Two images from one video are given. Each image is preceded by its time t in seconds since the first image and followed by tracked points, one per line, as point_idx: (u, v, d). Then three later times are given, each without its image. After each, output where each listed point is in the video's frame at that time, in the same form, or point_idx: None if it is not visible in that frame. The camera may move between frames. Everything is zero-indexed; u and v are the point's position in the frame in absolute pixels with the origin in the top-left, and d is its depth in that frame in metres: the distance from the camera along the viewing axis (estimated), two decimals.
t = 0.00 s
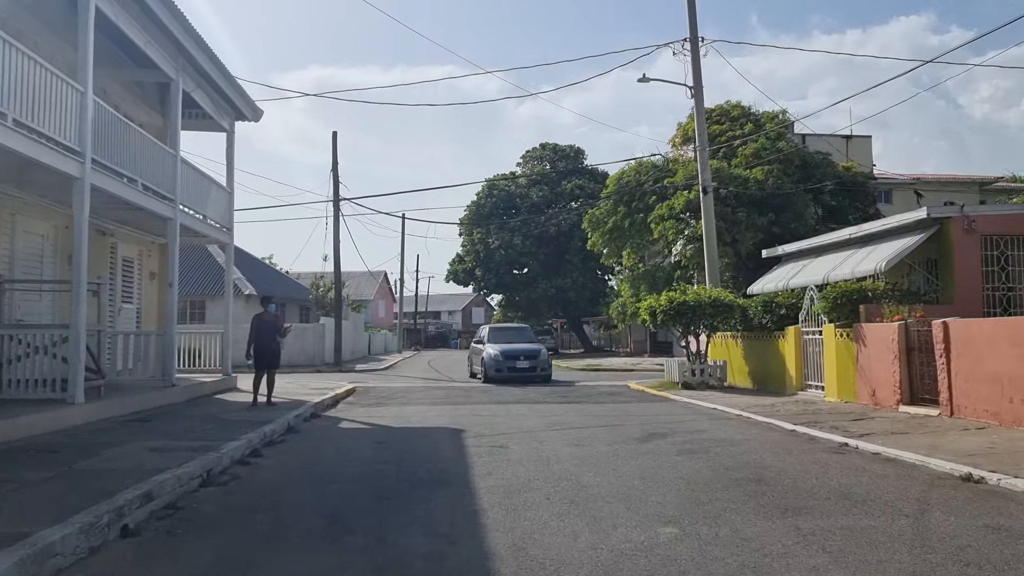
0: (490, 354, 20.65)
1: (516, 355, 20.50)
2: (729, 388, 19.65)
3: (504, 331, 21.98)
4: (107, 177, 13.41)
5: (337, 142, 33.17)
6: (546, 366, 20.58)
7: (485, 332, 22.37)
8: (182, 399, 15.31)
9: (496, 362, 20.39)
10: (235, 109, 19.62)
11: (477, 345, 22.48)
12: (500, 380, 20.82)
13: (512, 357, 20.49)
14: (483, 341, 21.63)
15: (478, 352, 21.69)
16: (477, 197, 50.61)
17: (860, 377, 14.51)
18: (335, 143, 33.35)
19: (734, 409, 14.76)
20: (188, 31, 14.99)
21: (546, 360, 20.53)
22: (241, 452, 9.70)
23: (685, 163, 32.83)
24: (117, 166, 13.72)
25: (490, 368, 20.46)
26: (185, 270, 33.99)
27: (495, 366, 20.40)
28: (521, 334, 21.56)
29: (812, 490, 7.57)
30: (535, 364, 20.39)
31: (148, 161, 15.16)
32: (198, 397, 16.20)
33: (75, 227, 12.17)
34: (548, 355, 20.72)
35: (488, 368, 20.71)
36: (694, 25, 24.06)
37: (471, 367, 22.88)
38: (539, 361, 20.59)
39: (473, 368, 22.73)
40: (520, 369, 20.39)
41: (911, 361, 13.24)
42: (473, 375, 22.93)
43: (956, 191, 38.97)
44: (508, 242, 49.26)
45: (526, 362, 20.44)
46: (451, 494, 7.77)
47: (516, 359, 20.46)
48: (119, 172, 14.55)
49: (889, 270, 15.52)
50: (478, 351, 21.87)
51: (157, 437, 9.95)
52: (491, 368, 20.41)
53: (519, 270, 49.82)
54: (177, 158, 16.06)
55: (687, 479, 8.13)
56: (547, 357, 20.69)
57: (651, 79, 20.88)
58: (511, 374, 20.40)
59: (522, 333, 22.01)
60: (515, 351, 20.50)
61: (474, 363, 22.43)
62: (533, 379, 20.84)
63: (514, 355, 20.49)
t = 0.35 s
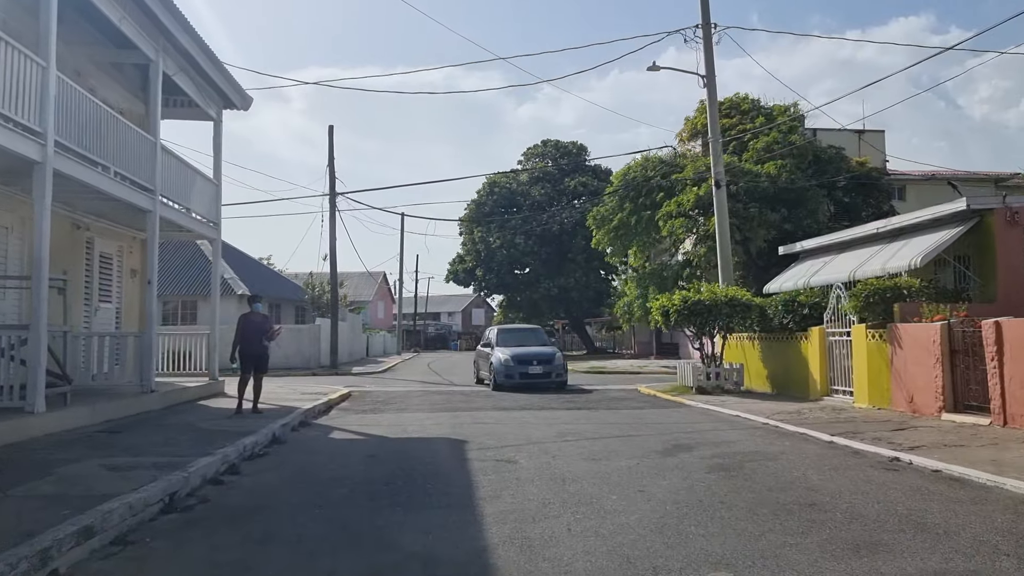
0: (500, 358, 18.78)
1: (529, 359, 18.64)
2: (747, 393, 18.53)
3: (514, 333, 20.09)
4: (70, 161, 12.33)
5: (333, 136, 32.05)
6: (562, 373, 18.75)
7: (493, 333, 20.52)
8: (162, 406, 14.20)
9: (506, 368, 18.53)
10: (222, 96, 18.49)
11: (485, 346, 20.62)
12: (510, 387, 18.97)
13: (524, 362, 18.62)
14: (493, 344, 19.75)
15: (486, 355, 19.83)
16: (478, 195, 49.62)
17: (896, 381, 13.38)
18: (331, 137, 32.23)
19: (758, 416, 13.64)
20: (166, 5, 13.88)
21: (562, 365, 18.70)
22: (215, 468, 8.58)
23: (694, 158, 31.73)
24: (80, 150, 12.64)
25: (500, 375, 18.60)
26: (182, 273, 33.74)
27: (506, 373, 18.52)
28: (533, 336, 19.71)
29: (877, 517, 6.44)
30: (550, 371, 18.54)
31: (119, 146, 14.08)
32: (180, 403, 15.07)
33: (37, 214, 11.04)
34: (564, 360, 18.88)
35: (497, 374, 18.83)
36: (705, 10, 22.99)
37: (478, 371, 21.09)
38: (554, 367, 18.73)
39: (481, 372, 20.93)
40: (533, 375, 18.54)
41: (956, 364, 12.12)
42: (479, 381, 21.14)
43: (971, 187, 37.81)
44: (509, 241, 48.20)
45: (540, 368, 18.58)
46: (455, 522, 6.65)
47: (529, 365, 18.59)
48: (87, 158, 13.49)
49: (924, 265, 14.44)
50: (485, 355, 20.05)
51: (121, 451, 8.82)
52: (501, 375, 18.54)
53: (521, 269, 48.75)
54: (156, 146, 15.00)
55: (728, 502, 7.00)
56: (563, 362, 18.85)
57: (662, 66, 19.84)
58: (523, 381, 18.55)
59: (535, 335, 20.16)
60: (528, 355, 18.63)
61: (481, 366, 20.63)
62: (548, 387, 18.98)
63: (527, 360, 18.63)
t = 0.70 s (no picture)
0: (513, 363, 16.83)
1: (546, 365, 16.68)
2: (768, 398, 17.41)
3: (527, 333, 18.11)
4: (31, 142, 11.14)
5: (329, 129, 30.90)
6: (581, 380, 16.81)
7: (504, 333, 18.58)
8: (140, 412, 13.09)
9: (522, 375, 16.57)
10: (209, 81, 17.35)
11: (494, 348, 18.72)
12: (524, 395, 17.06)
13: (540, 367, 16.66)
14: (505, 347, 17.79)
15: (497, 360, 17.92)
16: (479, 193, 48.59)
17: (939, 386, 12.27)
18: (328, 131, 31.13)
19: (788, 424, 12.54)
20: None
21: (581, 371, 16.76)
22: (184, 488, 7.46)
23: (704, 153, 30.63)
24: (42, 130, 11.43)
25: (514, 383, 16.66)
26: (179, 272, 32.79)
27: (519, 380, 16.56)
28: (548, 337, 17.78)
29: (975, 558, 5.28)
30: (568, 377, 16.59)
31: (94, 131, 12.96)
32: (161, 409, 13.96)
33: None
34: (583, 365, 16.93)
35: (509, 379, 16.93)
36: None
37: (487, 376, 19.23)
38: (573, 374, 16.79)
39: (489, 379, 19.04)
40: (550, 383, 16.59)
41: (1010, 367, 11.01)
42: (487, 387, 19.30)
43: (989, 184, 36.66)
44: (511, 239, 47.09)
45: (557, 374, 16.65)
46: (460, 560, 5.51)
47: (545, 371, 16.64)
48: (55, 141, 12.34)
49: (968, 259, 13.34)
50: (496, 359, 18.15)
51: (77, 469, 7.70)
52: (514, 382, 16.60)
53: (523, 269, 47.67)
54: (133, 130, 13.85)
55: (786, 536, 5.87)
56: (582, 367, 16.90)
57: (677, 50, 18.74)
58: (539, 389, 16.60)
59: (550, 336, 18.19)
60: (544, 361, 16.67)
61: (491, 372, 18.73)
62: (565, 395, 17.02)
63: (544, 366, 16.67)
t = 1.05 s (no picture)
0: (530, 367, 15.12)
1: (567, 369, 14.96)
2: (792, 402, 16.30)
3: (545, 334, 16.42)
4: None
5: (326, 122, 29.72)
6: (607, 386, 15.07)
7: (519, 333, 16.87)
8: (114, 420, 12.00)
9: (541, 381, 14.87)
10: (194, 64, 16.23)
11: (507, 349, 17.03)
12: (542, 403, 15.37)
13: (561, 372, 14.93)
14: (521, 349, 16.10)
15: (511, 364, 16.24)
16: (480, 189, 47.55)
17: (991, 390, 11.17)
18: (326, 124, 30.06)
19: (824, 432, 11.44)
20: None
21: (606, 376, 15.04)
22: (142, 515, 6.34)
23: (716, 145, 29.48)
24: None
25: (531, 390, 14.97)
26: (172, 270, 31.68)
27: (538, 387, 14.87)
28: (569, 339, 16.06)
29: None
30: (591, 384, 14.87)
31: (63, 111, 11.82)
32: (139, 416, 12.85)
33: None
34: (608, 369, 15.18)
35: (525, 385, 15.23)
36: None
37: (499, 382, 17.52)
38: (597, 379, 15.05)
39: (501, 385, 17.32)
40: (572, 389, 14.89)
41: None
42: (499, 393, 17.60)
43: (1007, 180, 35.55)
44: (514, 237, 45.97)
45: (580, 379, 14.91)
46: None
47: (566, 376, 14.93)
48: (16, 121, 11.14)
49: (1017, 253, 12.26)
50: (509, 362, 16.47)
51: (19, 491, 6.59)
52: (532, 388, 14.89)
53: (525, 268, 46.59)
54: (106, 112, 12.70)
55: None
56: (607, 372, 15.16)
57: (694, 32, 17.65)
58: (559, 396, 14.90)
59: (572, 337, 16.46)
60: (565, 365, 14.96)
61: (504, 378, 17.02)
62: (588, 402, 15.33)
63: (565, 370, 14.96)
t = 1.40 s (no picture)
0: (554, 372, 13.19)
1: (596, 374, 13.06)
2: (820, 407, 15.17)
3: (566, 334, 14.49)
4: None
5: (323, 114, 28.58)
6: (642, 394, 13.19)
7: (536, 334, 14.92)
8: (81, 429, 10.88)
9: (567, 389, 12.95)
10: (176, 42, 15.05)
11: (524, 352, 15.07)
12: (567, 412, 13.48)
13: (589, 377, 13.03)
14: (541, 351, 14.15)
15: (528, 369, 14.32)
16: (482, 186, 46.47)
17: None
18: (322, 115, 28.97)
19: (867, 442, 10.32)
20: None
21: (642, 383, 13.17)
22: (80, 553, 5.24)
23: (728, 138, 28.34)
24: None
25: (556, 399, 13.05)
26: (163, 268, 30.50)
27: (563, 395, 12.96)
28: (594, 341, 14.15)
29: None
30: (625, 391, 13.00)
31: (26, 91, 10.68)
32: (113, 424, 11.74)
33: None
34: (643, 375, 13.30)
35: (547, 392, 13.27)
36: None
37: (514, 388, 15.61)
38: (631, 386, 13.16)
39: (516, 393, 15.40)
40: (602, 397, 13.01)
41: None
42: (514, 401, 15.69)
43: None
44: (516, 234, 44.85)
45: (611, 386, 13.02)
46: None
47: (595, 382, 13.04)
48: None
49: None
50: (525, 367, 14.55)
51: None
52: (556, 396, 12.98)
53: (528, 266, 45.50)
54: (74, 90, 11.53)
55: None
56: (642, 377, 13.28)
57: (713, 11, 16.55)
58: (587, 405, 13.01)
59: (599, 337, 14.53)
60: (594, 370, 13.05)
61: (520, 385, 15.09)
62: (620, 412, 13.46)
63: (594, 375, 13.06)
